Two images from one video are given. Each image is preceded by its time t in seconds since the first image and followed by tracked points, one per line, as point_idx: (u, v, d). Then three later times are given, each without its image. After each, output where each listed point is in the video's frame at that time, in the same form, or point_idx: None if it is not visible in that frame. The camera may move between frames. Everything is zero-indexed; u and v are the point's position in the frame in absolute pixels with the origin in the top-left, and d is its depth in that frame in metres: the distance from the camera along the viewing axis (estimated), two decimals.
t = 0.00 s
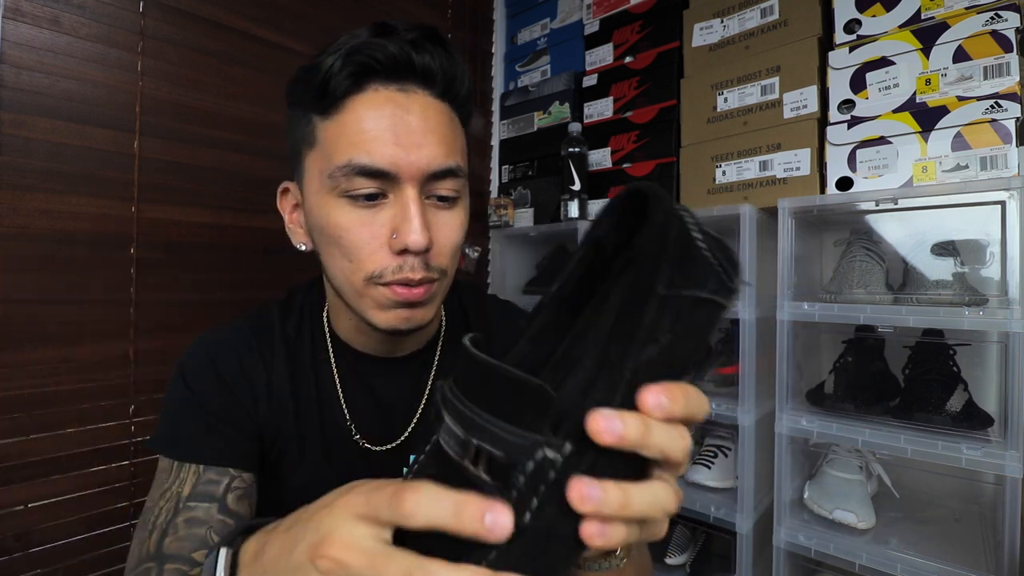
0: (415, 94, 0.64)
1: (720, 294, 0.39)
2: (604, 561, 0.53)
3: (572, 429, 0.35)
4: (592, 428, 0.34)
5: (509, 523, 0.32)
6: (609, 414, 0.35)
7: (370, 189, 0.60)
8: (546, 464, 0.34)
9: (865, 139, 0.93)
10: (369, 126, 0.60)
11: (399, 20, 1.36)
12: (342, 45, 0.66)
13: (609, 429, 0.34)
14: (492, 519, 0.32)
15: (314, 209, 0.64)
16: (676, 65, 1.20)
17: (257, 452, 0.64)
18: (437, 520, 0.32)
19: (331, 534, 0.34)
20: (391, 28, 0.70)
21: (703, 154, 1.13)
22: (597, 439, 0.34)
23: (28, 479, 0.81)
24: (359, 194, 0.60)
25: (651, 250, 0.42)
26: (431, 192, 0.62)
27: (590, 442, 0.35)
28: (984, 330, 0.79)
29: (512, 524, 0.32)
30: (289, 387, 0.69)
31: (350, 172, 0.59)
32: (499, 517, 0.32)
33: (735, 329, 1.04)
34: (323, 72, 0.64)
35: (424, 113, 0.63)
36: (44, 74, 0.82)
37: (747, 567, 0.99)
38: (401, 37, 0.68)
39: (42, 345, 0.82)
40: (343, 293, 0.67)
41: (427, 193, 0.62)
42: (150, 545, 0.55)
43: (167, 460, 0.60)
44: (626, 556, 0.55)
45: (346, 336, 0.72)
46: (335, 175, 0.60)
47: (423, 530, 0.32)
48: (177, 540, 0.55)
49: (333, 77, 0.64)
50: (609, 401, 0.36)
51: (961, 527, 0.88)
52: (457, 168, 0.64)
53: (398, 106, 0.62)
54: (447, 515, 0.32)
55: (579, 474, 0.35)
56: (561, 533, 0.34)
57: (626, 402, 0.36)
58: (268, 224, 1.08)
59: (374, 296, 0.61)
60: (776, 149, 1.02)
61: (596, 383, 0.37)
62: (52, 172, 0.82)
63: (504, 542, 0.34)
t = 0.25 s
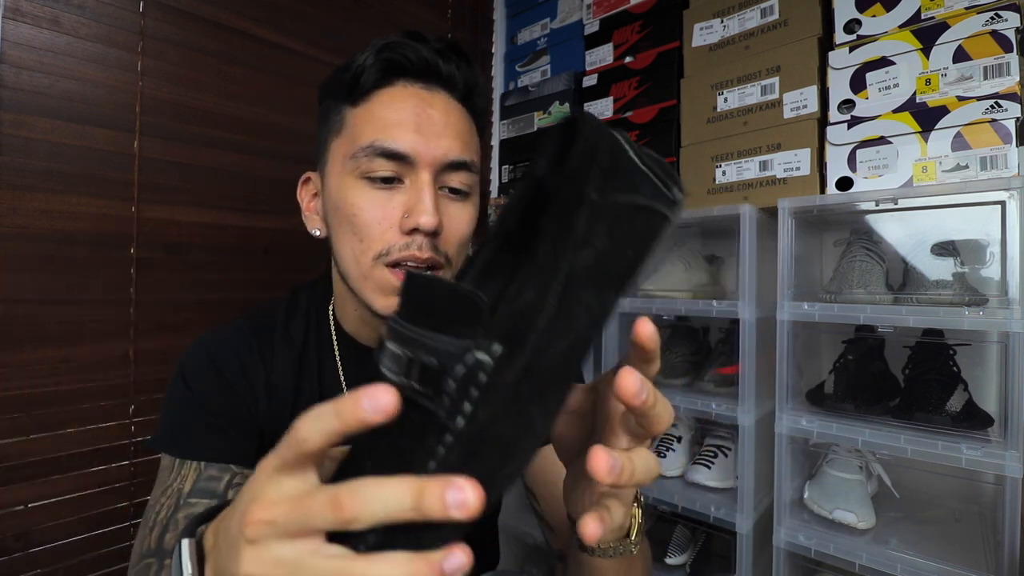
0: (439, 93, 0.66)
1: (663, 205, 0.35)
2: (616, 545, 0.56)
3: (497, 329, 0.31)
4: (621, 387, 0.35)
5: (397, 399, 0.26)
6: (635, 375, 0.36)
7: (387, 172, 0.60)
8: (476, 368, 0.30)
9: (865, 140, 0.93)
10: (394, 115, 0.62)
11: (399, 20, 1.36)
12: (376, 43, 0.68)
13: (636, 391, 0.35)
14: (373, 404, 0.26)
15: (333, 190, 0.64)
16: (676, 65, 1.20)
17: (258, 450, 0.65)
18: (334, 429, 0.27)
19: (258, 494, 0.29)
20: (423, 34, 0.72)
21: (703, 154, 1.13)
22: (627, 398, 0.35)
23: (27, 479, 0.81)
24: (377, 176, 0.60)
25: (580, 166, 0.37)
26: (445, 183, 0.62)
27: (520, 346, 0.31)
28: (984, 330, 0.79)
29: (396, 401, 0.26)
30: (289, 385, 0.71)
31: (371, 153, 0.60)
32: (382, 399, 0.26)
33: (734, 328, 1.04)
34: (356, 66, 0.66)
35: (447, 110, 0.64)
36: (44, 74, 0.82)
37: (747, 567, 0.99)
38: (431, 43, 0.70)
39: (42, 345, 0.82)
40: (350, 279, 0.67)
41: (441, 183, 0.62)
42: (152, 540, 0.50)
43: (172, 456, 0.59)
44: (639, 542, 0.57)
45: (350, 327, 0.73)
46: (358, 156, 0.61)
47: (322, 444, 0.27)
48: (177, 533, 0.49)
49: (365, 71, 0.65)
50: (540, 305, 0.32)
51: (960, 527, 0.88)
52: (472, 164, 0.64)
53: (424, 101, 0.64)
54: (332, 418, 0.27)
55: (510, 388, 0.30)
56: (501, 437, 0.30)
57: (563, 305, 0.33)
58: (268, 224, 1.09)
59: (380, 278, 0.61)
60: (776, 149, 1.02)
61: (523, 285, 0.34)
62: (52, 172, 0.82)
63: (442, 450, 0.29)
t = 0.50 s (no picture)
0: (454, 100, 0.66)
1: (600, 161, 0.50)
2: (606, 532, 0.55)
3: (468, 278, 0.42)
4: (602, 343, 0.35)
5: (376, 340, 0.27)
6: (619, 333, 0.36)
7: (399, 171, 0.60)
8: (452, 310, 0.40)
9: (865, 140, 0.93)
10: (411, 118, 0.62)
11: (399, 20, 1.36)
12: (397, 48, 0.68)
13: (616, 349, 0.35)
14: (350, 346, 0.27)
15: (345, 188, 0.64)
16: (676, 65, 1.20)
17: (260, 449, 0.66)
18: (323, 377, 0.28)
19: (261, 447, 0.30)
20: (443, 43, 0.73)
21: (703, 154, 1.13)
22: (608, 353, 0.35)
23: (26, 479, 0.81)
24: (388, 175, 0.60)
25: (528, 139, 0.51)
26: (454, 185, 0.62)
27: (487, 288, 0.42)
28: (984, 330, 0.79)
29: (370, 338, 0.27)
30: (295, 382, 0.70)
31: (384, 152, 0.60)
32: (357, 338, 0.27)
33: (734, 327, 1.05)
34: (375, 68, 0.67)
35: (461, 115, 0.65)
36: (44, 74, 0.82)
37: (747, 567, 0.99)
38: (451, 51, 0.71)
39: (42, 345, 0.82)
40: (357, 277, 0.66)
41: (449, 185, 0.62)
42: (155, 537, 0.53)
43: (176, 455, 0.61)
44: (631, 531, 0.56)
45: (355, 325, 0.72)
46: (371, 154, 0.61)
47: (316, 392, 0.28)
48: (182, 530, 0.52)
49: (384, 74, 0.66)
50: (504, 253, 0.44)
51: (960, 527, 0.88)
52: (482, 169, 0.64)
53: (440, 105, 0.64)
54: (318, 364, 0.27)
55: (484, 316, 0.40)
56: (475, 373, 0.38)
57: (520, 252, 0.45)
58: (268, 224, 1.09)
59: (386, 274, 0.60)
60: (775, 149, 1.02)
61: (489, 238, 0.45)
62: (52, 173, 0.82)
63: (428, 388, 0.38)
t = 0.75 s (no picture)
0: (456, 102, 0.66)
1: (690, 241, 0.39)
2: (601, 549, 0.55)
3: (555, 357, 0.37)
4: (564, 378, 0.34)
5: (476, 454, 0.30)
6: (581, 367, 0.35)
7: (405, 180, 0.60)
8: (535, 386, 0.36)
9: (865, 140, 0.93)
10: (414, 124, 0.62)
11: (399, 20, 1.36)
12: (395, 49, 0.67)
13: (581, 382, 0.34)
14: (451, 451, 0.30)
15: (349, 195, 0.64)
16: (676, 65, 1.20)
17: (265, 449, 0.65)
18: (413, 462, 0.31)
19: (331, 493, 0.34)
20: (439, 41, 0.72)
21: (703, 154, 1.13)
22: (568, 390, 0.34)
23: (26, 479, 0.81)
24: (395, 184, 0.61)
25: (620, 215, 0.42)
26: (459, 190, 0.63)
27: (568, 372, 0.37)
28: (984, 330, 0.79)
29: (472, 452, 0.29)
30: (300, 382, 0.70)
31: (390, 161, 0.60)
32: (464, 449, 0.29)
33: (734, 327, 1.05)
34: (375, 71, 0.65)
35: (464, 118, 0.65)
36: (44, 74, 0.82)
37: (747, 567, 0.99)
38: (448, 51, 0.70)
39: (42, 345, 0.81)
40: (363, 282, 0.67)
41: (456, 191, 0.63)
42: (162, 538, 0.56)
43: (181, 456, 0.61)
44: (627, 547, 0.55)
45: (358, 327, 0.73)
46: (376, 163, 0.61)
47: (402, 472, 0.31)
48: (189, 532, 0.56)
49: (385, 79, 0.65)
50: (592, 334, 0.37)
51: (960, 527, 0.88)
52: (486, 172, 0.65)
53: (442, 109, 0.64)
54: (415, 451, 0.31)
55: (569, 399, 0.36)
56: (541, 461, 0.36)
57: (605, 341, 0.38)
58: (268, 224, 1.09)
59: (394, 281, 0.61)
60: (775, 149, 1.02)
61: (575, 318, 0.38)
62: (52, 173, 0.82)
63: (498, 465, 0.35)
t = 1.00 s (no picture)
0: (436, 96, 0.65)
1: (656, 228, 0.41)
2: (600, 551, 0.55)
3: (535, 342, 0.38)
4: (552, 358, 0.35)
5: (463, 449, 0.31)
6: (568, 346, 0.35)
7: (392, 181, 0.60)
8: (520, 370, 0.36)
9: (865, 140, 0.93)
10: (393, 123, 0.62)
11: (399, 20, 1.36)
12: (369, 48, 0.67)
13: (569, 361, 0.35)
14: (439, 448, 0.30)
15: (337, 202, 0.64)
16: (676, 65, 1.20)
17: (265, 449, 0.65)
18: (398, 460, 0.32)
19: (315, 495, 0.35)
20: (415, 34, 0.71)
21: (703, 154, 1.13)
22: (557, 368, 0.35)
23: (26, 479, 0.81)
24: (381, 186, 0.61)
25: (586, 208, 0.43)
26: (448, 186, 0.63)
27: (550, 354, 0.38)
28: (984, 330, 0.79)
29: (461, 448, 0.30)
30: (300, 383, 0.70)
31: (374, 163, 0.60)
32: (453, 445, 0.30)
33: (734, 327, 1.05)
34: (351, 72, 0.65)
35: (445, 112, 0.64)
36: (44, 74, 0.82)
37: (747, 567, 0.99)
38: (424, 43, 0.70)
39: (42, 345, 0.81)
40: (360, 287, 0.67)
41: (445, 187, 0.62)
42: (163, 538, 0.56)
43: (182, 456, 0.61)
44: (626, 549, 0.56)
45: (358, 332, 0.72)
46: (360, 167, 0.61)
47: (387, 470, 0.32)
48: (190, 533, 0.56)
49: (362, 79, 0.65)
50: (571, 317, 0.39)
51: (960, 527, 0.89)
52: (473, 165, 0.65)
53: (422, 105, 0.64)
54: (402, 450, 0.31)
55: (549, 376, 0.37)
56: (530, 440, 0.37)
57: (585, 324, 0.39)
58: (268, 224, 1.09)
59: (391, 284, 0.61)
60: (775, 149, 1.02)
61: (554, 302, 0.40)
62: (52, 173, 0.82)
63: (487, 449, 0.36)
